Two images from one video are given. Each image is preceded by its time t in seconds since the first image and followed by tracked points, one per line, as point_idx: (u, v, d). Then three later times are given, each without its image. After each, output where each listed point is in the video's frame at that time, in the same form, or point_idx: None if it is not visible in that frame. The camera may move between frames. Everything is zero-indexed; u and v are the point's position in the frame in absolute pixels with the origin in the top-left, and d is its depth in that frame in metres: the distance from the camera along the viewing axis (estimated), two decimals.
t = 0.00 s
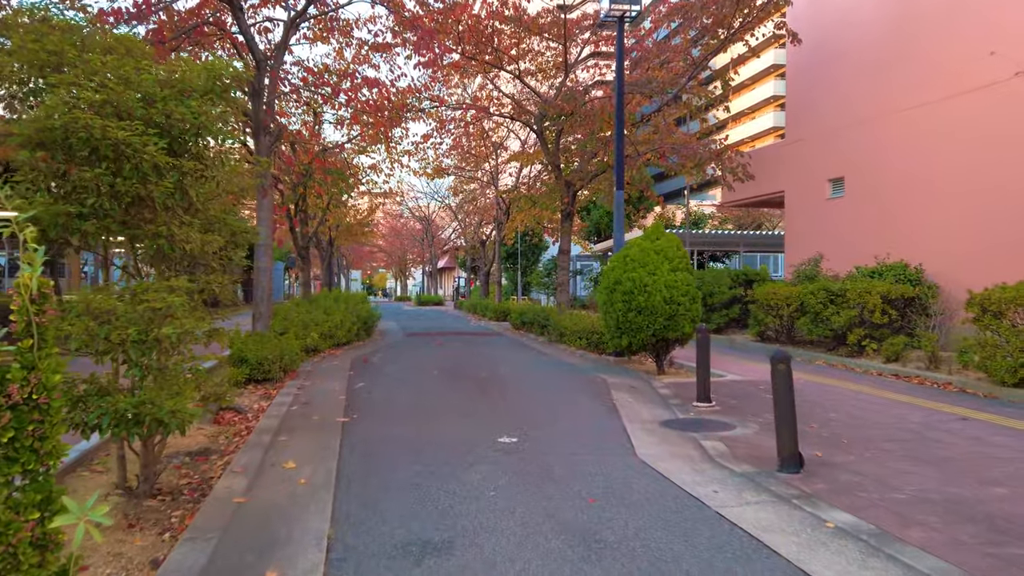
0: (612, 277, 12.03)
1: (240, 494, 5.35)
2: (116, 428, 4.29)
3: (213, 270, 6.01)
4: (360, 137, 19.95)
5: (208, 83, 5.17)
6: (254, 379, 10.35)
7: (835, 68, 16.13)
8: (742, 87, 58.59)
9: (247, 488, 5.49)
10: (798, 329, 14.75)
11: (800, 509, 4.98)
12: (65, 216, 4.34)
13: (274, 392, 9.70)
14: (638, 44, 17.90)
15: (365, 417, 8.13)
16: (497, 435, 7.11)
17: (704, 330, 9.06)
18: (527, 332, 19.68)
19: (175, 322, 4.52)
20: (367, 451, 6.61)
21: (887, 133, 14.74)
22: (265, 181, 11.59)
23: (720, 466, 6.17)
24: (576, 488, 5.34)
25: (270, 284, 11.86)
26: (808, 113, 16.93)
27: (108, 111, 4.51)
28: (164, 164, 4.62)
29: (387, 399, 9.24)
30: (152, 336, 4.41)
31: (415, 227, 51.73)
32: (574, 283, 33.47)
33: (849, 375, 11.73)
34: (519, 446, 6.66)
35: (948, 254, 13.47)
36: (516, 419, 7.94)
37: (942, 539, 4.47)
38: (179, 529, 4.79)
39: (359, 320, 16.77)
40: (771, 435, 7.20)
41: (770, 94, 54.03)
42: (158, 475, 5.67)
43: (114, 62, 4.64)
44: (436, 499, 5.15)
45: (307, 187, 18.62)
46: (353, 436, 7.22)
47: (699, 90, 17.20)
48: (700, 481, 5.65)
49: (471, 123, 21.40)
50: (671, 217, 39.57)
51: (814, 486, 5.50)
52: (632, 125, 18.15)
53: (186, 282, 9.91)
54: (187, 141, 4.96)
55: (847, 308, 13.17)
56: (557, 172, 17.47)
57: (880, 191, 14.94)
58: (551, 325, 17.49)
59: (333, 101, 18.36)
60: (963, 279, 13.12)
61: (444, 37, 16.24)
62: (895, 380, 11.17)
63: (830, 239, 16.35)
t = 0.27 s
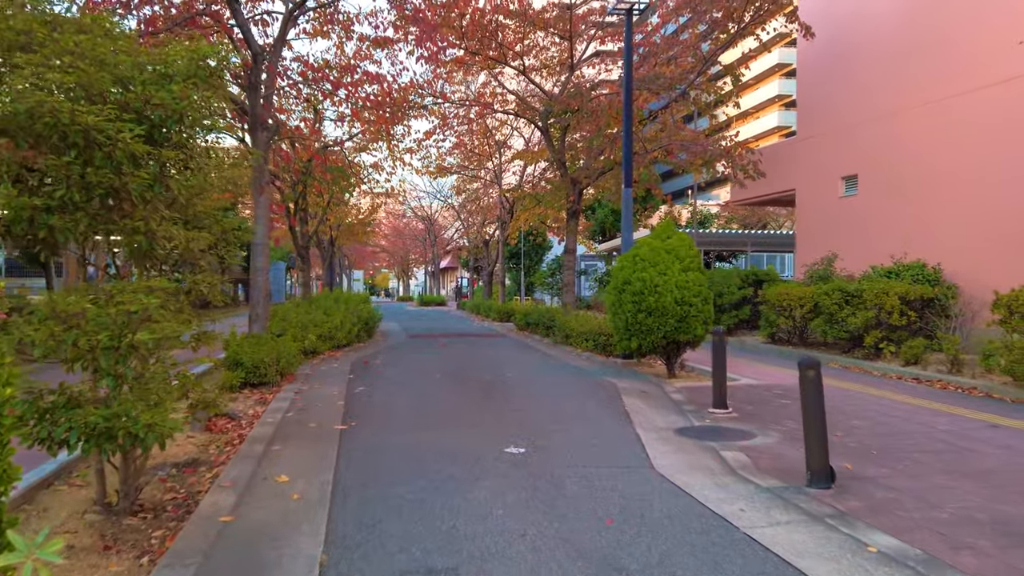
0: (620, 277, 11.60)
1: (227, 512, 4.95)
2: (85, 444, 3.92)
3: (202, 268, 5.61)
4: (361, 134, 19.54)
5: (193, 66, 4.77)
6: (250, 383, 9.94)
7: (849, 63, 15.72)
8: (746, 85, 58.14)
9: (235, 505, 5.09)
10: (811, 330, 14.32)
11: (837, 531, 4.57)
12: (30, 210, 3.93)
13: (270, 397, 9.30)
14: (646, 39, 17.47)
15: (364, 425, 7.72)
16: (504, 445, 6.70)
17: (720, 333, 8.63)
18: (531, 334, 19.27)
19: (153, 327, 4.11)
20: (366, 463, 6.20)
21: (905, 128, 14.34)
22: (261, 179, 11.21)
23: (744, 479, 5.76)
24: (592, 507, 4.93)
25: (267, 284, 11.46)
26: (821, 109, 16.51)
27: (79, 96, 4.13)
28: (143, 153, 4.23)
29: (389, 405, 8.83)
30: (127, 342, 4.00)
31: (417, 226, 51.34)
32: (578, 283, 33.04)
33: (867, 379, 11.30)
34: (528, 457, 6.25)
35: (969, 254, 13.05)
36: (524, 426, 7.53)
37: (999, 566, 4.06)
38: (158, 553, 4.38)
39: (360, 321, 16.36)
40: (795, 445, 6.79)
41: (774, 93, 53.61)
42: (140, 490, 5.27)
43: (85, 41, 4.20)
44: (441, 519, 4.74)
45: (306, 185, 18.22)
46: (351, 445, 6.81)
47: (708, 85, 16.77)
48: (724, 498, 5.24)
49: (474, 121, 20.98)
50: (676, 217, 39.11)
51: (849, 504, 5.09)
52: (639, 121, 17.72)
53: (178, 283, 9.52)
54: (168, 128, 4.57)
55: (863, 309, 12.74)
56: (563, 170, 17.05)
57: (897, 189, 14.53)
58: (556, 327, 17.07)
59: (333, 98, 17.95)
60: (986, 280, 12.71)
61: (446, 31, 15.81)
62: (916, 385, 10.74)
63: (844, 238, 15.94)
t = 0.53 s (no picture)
0: (628, 277, 11.14)
1: (205, 534, 4.51)
2: (39, 466, 3.50)
3: (181, 267, 5.19)
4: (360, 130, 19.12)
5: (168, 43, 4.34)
6: (242, 389, 9.51)
7: (863, 57, 15.27)
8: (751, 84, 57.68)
9: (214, 526, 4.65)
10: (824, 332, 13.86)
11: (877, 558, 4.12)
12: None
13: (263, 403, 8.87)
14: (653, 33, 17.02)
15: (360, 434, 7.29)
16: (507, 457, 6.26)
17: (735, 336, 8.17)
18: (534, 335, 18.82)
19: (115, 333, 3.67)
20: (359, 478, 5.77)
21: (921, 123, 13.90)
22: (255, 175, 10.82)
23: (767, 497, 5.32)
24: (604, 530, 4.49)
25: (262, 284, 11.03)
26: (834, 105, 16.07)
27: (34, 75, 3.72)
28: (108, 140, 3.82)
29: (386, 412, 8.40)
30: (84, 351, 3.56)
31: (419, 226, 50.94)
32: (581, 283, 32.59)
33: (886, 383, 10.85)
34: (533, 471, 5.81)
35: (990, 253, 12.60)
36: (529, 436, 7.09)
37: None
38: None
39: (359, 322, 15.94)
40: (819, 457, 6.35)
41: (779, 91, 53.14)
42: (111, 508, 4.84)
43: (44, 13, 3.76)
44: (438, 544, 4.31)
45: (305, 182, 17.81)
46: (345, 458, 6.38)
47: (716, 80, 16.31)
48: (749, 519, 4.79)
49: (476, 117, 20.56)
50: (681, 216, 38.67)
51: (886, 525, 4.65)
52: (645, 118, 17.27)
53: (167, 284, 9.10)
54: (137, 110, 4.16)
55: (880, 311, 12.28)
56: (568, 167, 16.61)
57: (913, 187, 14.08)
58: (561, 329, 16.64)
59: (333, 93, 17.53)
60: (1007, 280, 12.25)
61: (448, 24, 15.37)
62: (937, 390, 10.29)
63: (858, 237, 15.49)
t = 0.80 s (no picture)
0: (637, 277, 10.69)
1: (184, 561, 4.08)
2: None
3: (164, 266, 4.79)
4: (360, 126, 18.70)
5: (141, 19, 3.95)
6: (234, 394, 9.10)
7: (879, 51, 14.89)
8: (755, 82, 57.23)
9: (194, 550, 4.23)
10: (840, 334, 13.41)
11: None
12: None
13: (257, 409, 8.46)
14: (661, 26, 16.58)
15: (359, 444, 6.87)
16: (515, 471, 5.83)
17: (754, 338, 7.72)
18: (539, 336, 18.40)
19: (74, 340, 3.27)
20: (355, 494, 5.36)
21: (940, 117, 13.49)
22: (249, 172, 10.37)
23: (800, 516, 4.87)
24: (625, 559, 4.06)
25: (257, 285, 10.61)
26: (849, 100, 15.67)
27: None
28: (67, 124, 3.43)
29: (387, 419, 7.99)
30: (36, 362, 3.15)
31: (421, 225, 50.57)
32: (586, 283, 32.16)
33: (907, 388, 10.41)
34: (543, 488, 5.39)
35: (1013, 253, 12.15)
36: (539, 447, 6.67)
37: None
38: None
39: (360, 323, 15.52)
40: (849, 470, 5.91)
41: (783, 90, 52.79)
42: (84, 528, 4.41)
43: None
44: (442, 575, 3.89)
45: (304, 179, 17.39)
46: (342, 472, 5.96)
47: (726, 74, 15.85)
48: (783, 544, 4.35)
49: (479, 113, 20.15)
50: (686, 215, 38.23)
51: (936, 552, 4.21)
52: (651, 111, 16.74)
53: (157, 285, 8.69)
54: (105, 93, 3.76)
55: (899, 312, 11.84)
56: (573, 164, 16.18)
57: (931, 183, 13.69)
58: (566, 330, 16.22)
59: (333, 88, 17.12)
60: None
61: (451, 16, 14.95)
62: (962, 394, 9.85)
63: (874, 236, 15.07)
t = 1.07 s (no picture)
0: (648, 278, 10.26)
1: None
2: None
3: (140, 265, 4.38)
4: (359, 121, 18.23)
5: None
6: (226, 400, 8.65)
7: (895, 44, 14.48)
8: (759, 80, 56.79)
9: None
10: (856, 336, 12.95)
11: None
12: None
13: (249, 416, 8.03)
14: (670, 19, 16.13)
15: (356, 455, 6.45)
16: (524, 489, 5.39)
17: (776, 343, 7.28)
18: (544, 338, 17.95)
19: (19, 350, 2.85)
20: (350, 514, 4.92)
21: (960, 111, 13.05)
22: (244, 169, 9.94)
23: (838, 541, 4.44)
24: None
25: (252, 286, 10.18)
26: (863, 95, 15.26)
27: None
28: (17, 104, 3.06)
29: (387, 427, 7.56)
30: None
31: (424, 225, 50.16)
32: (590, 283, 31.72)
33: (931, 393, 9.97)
34: (554, 507, 4.96)
35: None
36: (548, 460, 6.24)
37: None
38: None
39: (360, 323, 15.09)
40: (885, 487, 5.47)
41: (788, 88, 52.39)
42: (47, 554, 3.98)
43: None
44: None
45: (303, 177, 16.97)
46: (337, 488, 5.54)
47: (736, 68, 15.39)
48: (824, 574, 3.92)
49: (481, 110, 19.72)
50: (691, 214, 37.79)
51: None
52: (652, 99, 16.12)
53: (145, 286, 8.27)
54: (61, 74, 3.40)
55: (919, 313, 11.39)
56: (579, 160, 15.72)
57: (950, 180, 13.25)
58: (572, 331, 15.77)
59: (332, 83, 16.69)
60: None
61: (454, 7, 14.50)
62: (989, 400, 9.40)
63: (890, 235, 14.63)
